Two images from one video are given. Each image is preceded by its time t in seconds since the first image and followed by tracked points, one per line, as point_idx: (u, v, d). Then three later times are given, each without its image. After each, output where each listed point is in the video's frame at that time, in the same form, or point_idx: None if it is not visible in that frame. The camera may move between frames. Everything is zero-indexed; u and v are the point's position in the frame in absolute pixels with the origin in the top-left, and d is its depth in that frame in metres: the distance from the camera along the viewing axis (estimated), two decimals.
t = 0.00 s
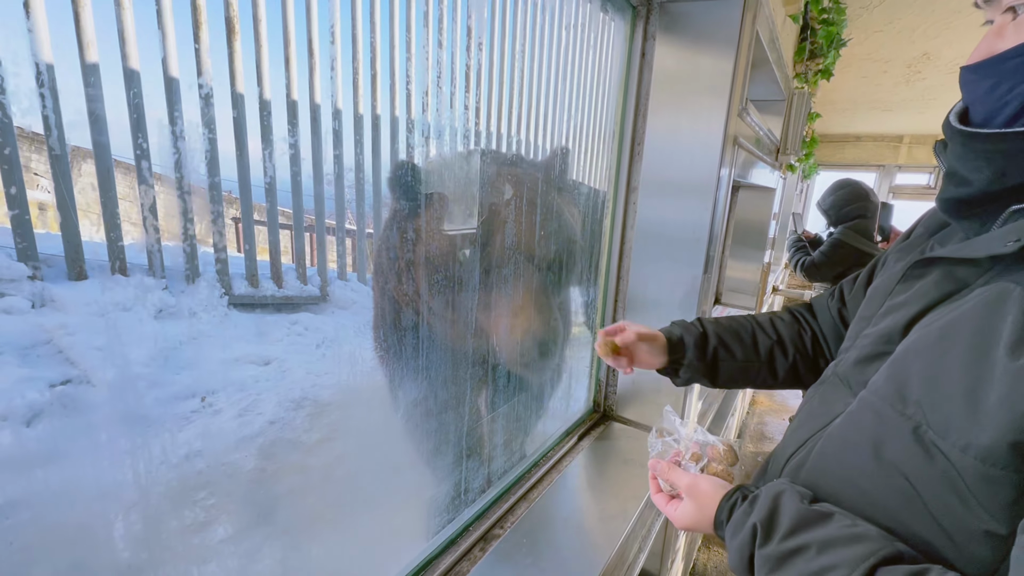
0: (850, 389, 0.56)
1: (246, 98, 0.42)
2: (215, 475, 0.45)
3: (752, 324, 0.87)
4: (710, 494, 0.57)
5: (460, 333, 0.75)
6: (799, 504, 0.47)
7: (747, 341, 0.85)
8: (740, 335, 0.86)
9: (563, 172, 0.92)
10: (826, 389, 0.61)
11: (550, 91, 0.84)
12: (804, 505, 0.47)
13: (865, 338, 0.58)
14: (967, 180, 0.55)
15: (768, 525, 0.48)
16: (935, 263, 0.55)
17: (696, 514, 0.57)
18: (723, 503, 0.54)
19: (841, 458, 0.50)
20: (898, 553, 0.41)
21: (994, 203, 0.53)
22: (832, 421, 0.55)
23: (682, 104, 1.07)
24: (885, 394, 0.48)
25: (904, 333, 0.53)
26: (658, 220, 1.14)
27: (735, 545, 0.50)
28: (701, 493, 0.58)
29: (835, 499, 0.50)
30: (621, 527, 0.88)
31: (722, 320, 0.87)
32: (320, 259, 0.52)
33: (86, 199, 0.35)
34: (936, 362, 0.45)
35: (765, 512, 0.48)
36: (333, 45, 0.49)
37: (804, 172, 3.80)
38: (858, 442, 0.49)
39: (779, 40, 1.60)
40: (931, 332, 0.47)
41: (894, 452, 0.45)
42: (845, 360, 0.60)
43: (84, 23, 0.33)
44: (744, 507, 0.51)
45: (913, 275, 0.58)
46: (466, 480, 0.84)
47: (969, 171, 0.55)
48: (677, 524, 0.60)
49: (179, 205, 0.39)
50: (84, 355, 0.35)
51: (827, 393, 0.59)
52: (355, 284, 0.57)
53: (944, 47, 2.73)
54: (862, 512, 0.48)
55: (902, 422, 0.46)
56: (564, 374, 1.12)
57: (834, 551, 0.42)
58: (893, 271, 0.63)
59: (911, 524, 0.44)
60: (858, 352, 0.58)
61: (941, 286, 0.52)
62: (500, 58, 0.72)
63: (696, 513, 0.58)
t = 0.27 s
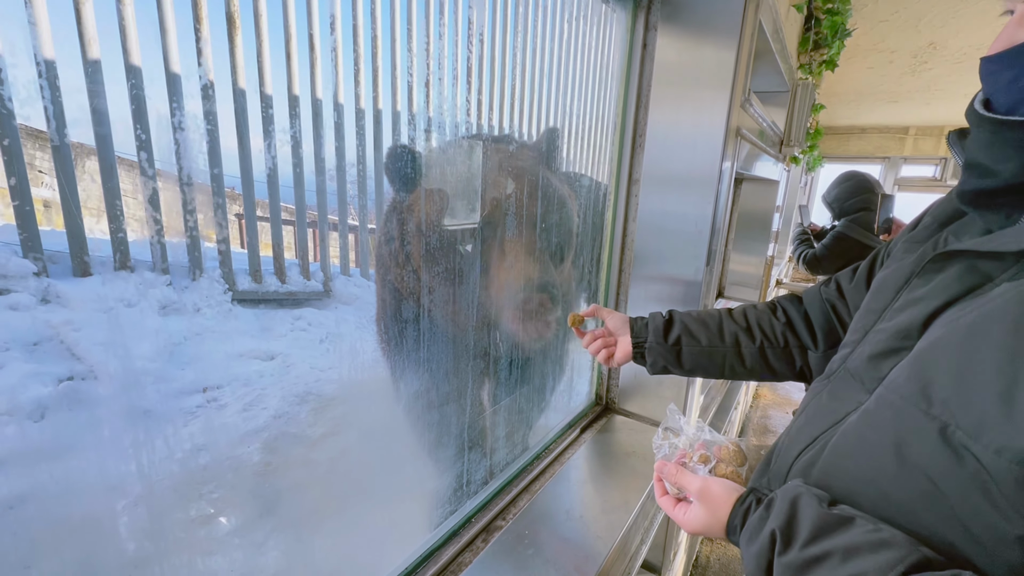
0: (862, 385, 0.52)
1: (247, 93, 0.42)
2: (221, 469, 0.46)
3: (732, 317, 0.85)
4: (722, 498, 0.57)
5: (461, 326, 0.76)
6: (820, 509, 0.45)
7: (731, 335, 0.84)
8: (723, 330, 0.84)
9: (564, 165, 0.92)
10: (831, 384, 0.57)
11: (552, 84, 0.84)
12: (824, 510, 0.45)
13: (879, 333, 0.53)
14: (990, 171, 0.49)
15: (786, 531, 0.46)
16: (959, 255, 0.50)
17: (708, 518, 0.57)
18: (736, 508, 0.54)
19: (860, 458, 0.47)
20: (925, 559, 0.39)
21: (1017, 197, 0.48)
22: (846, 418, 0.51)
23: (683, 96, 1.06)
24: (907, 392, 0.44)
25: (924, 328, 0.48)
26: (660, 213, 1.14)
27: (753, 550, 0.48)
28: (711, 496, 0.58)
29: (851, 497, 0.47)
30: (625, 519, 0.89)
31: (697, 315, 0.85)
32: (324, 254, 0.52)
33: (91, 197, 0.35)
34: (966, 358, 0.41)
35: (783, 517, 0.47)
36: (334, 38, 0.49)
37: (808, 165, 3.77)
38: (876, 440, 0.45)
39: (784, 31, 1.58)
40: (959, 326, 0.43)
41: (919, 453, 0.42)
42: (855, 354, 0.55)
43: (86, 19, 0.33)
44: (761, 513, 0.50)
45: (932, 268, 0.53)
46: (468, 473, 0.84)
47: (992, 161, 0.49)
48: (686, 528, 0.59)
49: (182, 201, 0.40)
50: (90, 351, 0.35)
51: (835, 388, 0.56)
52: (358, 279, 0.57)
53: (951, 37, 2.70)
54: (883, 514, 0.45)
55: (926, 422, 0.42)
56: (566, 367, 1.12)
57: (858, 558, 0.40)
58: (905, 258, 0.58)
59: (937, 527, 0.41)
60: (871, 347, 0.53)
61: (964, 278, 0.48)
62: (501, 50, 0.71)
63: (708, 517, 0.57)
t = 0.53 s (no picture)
0: (874, 387, 0.52)
1: (247, 89, 0.42)
2: (224, 463, 0.46)
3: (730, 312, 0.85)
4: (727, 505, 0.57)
5: (459, 320, 0.76)
6: (831, 518, 0.45)
7: (730, 330, 0.84)
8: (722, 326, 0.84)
9: (563, 160, 0.91)
10: (843, 384, 0.57)
11: (552, 79, 0.84)
12: (835, 520, 0.45)
13: (893, 333, 0.53)
14: (1015, 165, 0.48)
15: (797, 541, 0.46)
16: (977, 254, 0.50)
17: (714, 526, 0.56)
18: (743, 516, 0.54)
19: (875, 463, 0.47)
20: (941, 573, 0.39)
21: None
22: (859, 422, 0.51)
23: (683, 89, 1.06)
24: (926, 398, 0.44)
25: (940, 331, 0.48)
26: (660, 207, 1.14)
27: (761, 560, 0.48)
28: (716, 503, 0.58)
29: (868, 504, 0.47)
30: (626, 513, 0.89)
31: (696, 311, 0.85)
32: (324, 250, 0.52)
33: (90, 193, 0.35)
34: (991, 364, 0.41)
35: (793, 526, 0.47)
36: (333, 33, 0.48)
37: (809, 159, 3.76)
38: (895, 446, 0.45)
39: (785, 23, 1.57)
40: (982, 331, 0.43)
41: (936, 460, 0.42)
42: (866, 355, 0.55)
43: (84, 15, 0.33)
44: (770, 522, 0.50)
45: (948, 268, 0.52)
46: (467, 467, 0.85)
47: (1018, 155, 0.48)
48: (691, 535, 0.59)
49: (183, 198, 0.40)
50: (94, 347, 0.36)
51: (847, 390, 0.56)
52: (359, 275, 0.57)
53: (953, 29, 2.68)
54: (896, 520, 0.45)
55: (945, 429, 0.42)
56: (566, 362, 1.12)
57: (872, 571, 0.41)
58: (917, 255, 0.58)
59: (953, 536, 0.41)
60: (884, 347, 0.53)
61: (983, 281, 0.47)
62: (500, 44, 0.71)
63: (713, 524, 0.57)
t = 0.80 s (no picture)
0: (885, 391, 0.51)
1: (247, 85, 0.42)
2: (225, 459, 0.46)
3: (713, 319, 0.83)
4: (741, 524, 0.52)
5: (457, 316, 0.76)
6: (852, 536, 0.42)
7: (714, 337, 0.82)
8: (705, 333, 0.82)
9: (563, 156, 0.91)
10: (852, 386, 0.56)
11: (552, 74, 0.83)
12: (856, 538, 0.42)
13: (902, 334, 0.52)
14: None
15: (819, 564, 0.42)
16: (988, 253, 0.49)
17: (728, 549, 0.52)
18: (758, 535, 0.49)
19: (890, 471, 0.45)
20: None
21: None
22: (870, 427, 0.50)
23: (683, 84, 1.06)
24: (947, 404, 0.42)
25: (953, 332, 0.47)
26: (660, 203, 1.14)
27: None
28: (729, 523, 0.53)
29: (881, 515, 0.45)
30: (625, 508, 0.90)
31: (677, 318, 0.83)
32: (324, 246, 0.52)
33: (91, 190, 0.35)
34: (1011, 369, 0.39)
35: (813, 547, 0.43)
36: (333, 28, 0.48)
37: (810, 155, 3.75)
38: (909, 455, 0.44)
39: (786, 18, 1.57)
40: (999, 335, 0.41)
41: (960, 473, 0.40)
42: (877, 357, 0.54)
43: (83, 10, 0.33)
44: (786, 541, 0.46)
45: (958, 265, 0.51)
46: (466, 461, 0.85)
47: None
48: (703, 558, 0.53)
49: (183, 194, 0.40)
50: (95, 344, 0.36)
51: (857, 393, 0.55)
52: (360, 272, 0.57)
53: (955, 23, 2.67)
54: (912, 532, 0.43)
55: (968, 438, 0.40)
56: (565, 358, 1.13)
57: None
58: (921, 251, 0.57)
59: (975, 554, 0.39)
60: (894, 350, 0.52)
61: (993, 278, 0.46)
62: (499, 38, 0.70)
63: (728, 547, 0.52)
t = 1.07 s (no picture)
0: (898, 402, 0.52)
1: (247, 82, 0.42)
2: (227, 455, 0.47)
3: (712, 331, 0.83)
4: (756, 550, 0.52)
5: (457, 312, 0.76)
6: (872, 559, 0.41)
7: (714, 350, 0.82)
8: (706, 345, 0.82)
9: (563, 152, 0.91)
10: (865, 397, 0.57)
11: (553, 71, 0.84)
12: (874, 561, 0.41)
13: (911, 344, 0.53)
14: None
15: None
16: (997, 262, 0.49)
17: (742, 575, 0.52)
18: (773, 559, 0.49)
19: (908, 488, 0.45)
20: None
21: None
22: (883, 441, 0.51)
23: (683, 81, 1.05)
24: (962, 420, 0.43)
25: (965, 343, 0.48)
26: (660, 199, 1.14)
27: None
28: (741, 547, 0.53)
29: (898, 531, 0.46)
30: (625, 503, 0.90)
31: (676, 330, 0.83)
32: (325, 243, 0.52)
33: (91, 187, 0.35)
34: None
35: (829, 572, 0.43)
36: (332, 24, 0.48)
37: (811, 151, 3.75)
38: (925, 471, 0.44)
39: (787, 13, 1.56)
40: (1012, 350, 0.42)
41: (977, 491, 0.40)
42: (887, 367, 0.55)
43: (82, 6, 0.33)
44: (801, 564, 0.46)
45: (966, 273, 0.52)
46: (466, 457, 0.85)
47: None
48: None
49: (184, 192, 0.40)
50: (97, 340, 0.36)
51: (869, 405, 0.55)
52: (360, 269, 0.57)
53: (957, 19, 2.66)
54: (933, 550, 0.43)
55: (987, 455, 0.40)
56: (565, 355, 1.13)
57: None
58: (929, 257, 0.58)
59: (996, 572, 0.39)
60: (903, 361, 0.53)
61: (1005, 288, 0.47)
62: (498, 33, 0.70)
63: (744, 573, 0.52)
